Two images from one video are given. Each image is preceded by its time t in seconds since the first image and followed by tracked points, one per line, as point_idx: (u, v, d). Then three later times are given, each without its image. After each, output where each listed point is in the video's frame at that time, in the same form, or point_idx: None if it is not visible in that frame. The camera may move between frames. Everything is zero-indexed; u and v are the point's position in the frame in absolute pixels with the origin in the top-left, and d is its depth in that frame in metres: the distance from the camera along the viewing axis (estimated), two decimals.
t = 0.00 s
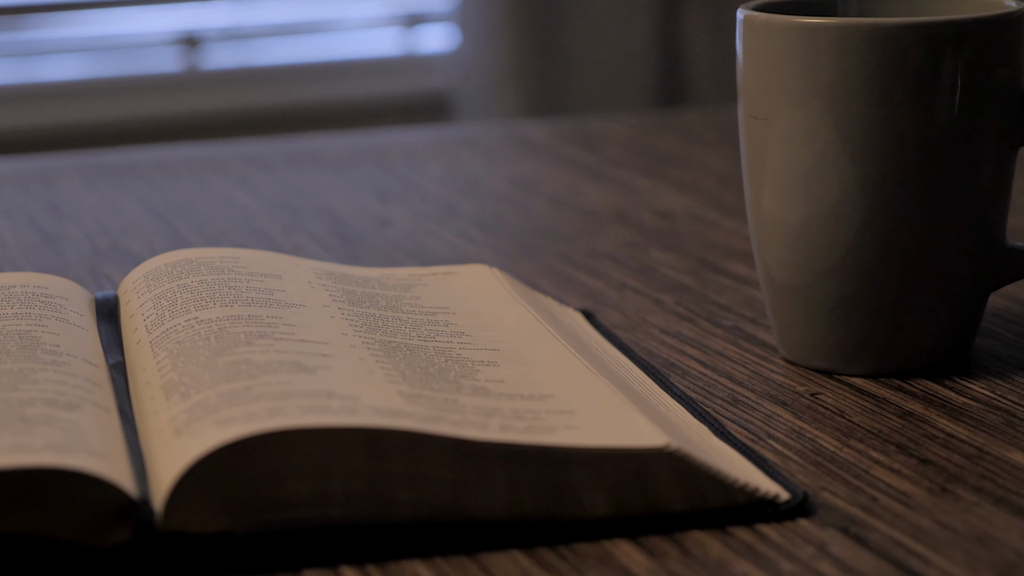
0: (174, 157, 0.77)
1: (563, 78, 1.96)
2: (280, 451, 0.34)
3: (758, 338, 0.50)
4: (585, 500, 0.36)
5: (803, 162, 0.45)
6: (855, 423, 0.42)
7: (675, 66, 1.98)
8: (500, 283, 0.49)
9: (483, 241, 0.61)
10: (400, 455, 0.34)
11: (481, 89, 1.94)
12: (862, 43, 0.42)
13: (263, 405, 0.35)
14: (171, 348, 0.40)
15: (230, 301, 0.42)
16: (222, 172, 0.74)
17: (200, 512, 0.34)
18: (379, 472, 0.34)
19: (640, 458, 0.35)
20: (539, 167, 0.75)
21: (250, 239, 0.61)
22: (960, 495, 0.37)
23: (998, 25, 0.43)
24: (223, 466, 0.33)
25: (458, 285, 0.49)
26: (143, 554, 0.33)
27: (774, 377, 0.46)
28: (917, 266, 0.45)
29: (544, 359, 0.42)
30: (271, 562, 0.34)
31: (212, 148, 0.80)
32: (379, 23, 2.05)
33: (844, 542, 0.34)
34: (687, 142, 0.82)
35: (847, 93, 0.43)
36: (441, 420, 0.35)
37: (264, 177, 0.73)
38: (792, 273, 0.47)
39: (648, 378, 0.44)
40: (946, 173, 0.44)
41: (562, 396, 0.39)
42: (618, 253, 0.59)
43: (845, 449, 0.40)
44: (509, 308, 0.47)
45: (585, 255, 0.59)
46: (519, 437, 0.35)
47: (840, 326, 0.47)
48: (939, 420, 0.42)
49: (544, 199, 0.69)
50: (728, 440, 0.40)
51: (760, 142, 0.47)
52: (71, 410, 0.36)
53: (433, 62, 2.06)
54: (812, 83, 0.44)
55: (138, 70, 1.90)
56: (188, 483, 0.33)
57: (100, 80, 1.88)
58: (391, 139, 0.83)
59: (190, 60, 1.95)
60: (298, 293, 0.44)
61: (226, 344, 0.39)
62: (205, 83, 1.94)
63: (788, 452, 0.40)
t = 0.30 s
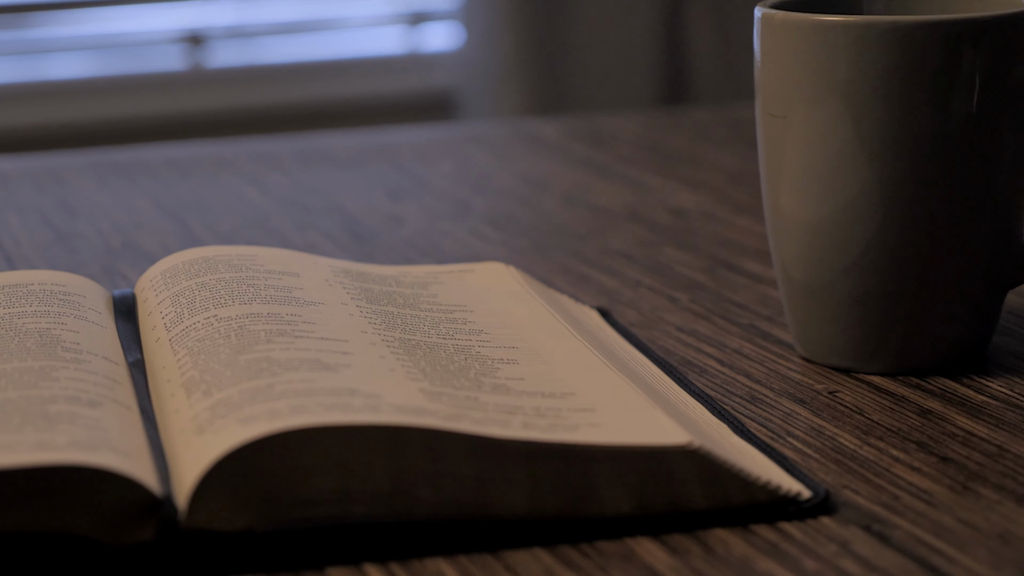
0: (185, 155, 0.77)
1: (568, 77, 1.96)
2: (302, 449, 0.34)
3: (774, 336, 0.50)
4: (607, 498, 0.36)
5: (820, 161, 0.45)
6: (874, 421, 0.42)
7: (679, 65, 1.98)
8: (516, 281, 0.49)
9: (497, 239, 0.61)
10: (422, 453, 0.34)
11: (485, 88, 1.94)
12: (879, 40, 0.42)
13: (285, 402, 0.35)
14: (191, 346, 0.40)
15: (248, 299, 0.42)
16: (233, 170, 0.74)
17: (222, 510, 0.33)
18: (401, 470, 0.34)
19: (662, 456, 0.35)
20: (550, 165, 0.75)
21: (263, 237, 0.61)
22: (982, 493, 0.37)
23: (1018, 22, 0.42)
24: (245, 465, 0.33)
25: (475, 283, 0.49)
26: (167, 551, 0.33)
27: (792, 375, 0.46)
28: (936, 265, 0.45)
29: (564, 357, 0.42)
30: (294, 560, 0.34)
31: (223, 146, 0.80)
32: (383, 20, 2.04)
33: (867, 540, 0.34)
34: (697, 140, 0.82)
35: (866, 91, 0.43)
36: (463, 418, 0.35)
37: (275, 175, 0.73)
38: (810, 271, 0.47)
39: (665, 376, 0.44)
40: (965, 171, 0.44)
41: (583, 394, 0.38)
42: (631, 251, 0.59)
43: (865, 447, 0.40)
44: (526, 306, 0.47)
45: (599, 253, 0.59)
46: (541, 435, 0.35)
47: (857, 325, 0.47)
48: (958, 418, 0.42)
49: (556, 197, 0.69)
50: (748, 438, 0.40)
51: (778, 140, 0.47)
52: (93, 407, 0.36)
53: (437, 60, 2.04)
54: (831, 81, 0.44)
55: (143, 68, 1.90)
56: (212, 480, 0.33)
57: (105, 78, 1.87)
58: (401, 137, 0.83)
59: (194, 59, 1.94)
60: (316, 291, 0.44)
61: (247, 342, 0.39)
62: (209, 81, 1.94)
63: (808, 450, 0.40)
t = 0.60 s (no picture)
0: (196, 153, 0.77)
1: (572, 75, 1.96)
2: (325, 447, 0.33)
3: (791, 334, 0.50)
4: (630, 497, 0.36)
5: (839, 159, 0.45)
6: (895, 419, 0.42)
7: (684, 63, 1.97)
8: (534, 279, 0.49)
9: (510, 238, 0.61)
10: (447, 451, 0.34)
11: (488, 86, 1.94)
12: (898, 39, 0.42)
13: (309, 400, 0.34)
14: (212, 343, 0.40)
15: (268, 297, 0.42)
16: (245, 168, 0.74)
17: (247, 508, 0.33)
18: (425, 468, 0.34)
19: (686, 454, 0.35)
20: (562, 164, 0.75)
21: (276, 235, 0.61)
22: (1005, 491, 0.37)
23: None
24: (269, 462, 0.33)
25: (493, 281, 0.49)
26: (193, 548, 0.33)
27: (810, 373, 0.46)
28: (956, 262, 0.45)
29: (584, 355, 0.42)
30: (318, 558, 0.34)
31: (234, 144, 0.80)
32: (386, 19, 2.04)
33: (891, 538, 0.34)
34: (708, 138, 0.81)
35: (886, 89, 0.43)
36: (487, 416, 0.35)
37: (287, 173, 0.73)
38: (828, 269, 0.47)
39: (684, 375, 0.44)
40: (985, 170, 0.43)
41: (604, 392, 0.38)
42: (646, 249, 0.59)
43: (886, 445, 0.40)
44: (544, 304, 0.47)
45: (614, 251, 0.59)
46: (565, 433, 0.35)
47: (876, 323, 0.47)
48: (978, 417, 0.42)
49: (569, 196, 0.69)
50: (769, 436, 0.39)
51: (796, 138, 0.47)
52: (115, 405, 0.36)
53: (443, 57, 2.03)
54: (850, 79, 0.44)
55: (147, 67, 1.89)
56: (237, 478, 0.33)
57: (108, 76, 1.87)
58: (411, 135, 0.83)
59: (197, 57, 1.93)
60: (334, 289, 0.44)
61: (267, 340, 0.39)
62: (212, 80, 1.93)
63: (829, 448, 0.40)
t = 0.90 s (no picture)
0: (208, 151, 0.77)
1: (577, 73, 1.96)
2: (349, 444, 0.33)
3: (808, 332, 0.50)
4: (653, 495, 0.36)
5: (858, 157, 0.45)
6: (915, 417, 0.42)
7: (689, 61, 1.97)
8: (551, 277, 0.49)
9: (524, 235, 0.61)
10: (471, 449, 0.34)
11: (494, 84, 1.93)
12: (918, 36, 0.42)
13: (332, 397, 0.34)
14: (232, 341, 0.40)
15: (287, 295, 0.42)
16: (257, 166, 0.74)
17: (271, 506, 0.33)
18: (448, 466, 0.34)
19: (709, 451, 0.35)
20: (574, 162, 0.75)
21: (290, 232, 0.61)
22: None
23: None
24: (292, 460, 0.33)
25: (510, 279, 0.49)
26: (217, 546, 0.33)
27: (829, 371, 0.46)
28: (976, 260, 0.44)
29: (604, 353, 0.42)
30: (341, 555, 0.34)
31: (246, 142, 0.80)
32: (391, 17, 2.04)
33: (915, 535, 0.34)
34: (719, 136, 0.81)
35: (905, 87, 0.43)
36: (510, 413, 0.35)
37: (299, 171, 0.73)
38: (846, 266, 0.47)
39: (703, 372, 0.44)
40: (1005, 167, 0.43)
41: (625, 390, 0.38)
42: (660, 247, 0.59)
43: (907, 443, 0.40)
44: (562, 302, 0.47)
45: (629, 249, 0.59)
46: (588, 430, 0.34)
47: (895, 321, 0.46)
48: (998, 414, 0.42)
49: (582, 194, 0.69)
50: (789, 434, 0.39)
51: (815, 136, 0.47)
52: (138, 402, 0.36)
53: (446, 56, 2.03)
54: (869, 77, 0.44)
55: (153, 65, 1.88)
56: (261, 475, 0.33)
57: (114, 74, 1.86)
58: (422, 133, 0.83)
59: (202, 55, 1.93)
60: (353, 287, 0.44)
61: (288, 337, 0.39)
62: (217, 77, 1.92)
63: (850, 446, 0.40)
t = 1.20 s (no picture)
0: (218, 148, 0.77)
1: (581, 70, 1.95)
2: (373, 441, 0.33)
3: (826, 330, 0.50)
4: (676, 492, 0.35)
5: (877, 154, 0.45)
6: (935, 414, 0.42)
7: (692, 59, 1.97)
8: (568, 274, 0.49)
9: (538, 233, 0.61)
10: (494, 447, 0.34)
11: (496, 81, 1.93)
12: (939, 33, 0.42)
13: (356, 394, 0.34)
14: (252, 337, 0.40)
15: (307, 292, 0.42)
16: (268, 163, 0.74)
17: (295, 503, 0.33)
18: (472, 463, 0.34)
19: (733, 448, 0.35)
20: (585, 159, 0.75)
21: (303, 229, 0.61)
22: None
23: None
24: (317, 456, 0.33)
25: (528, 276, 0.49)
26: (242, 543, 0.33)
27: (848, 369, 0.46)
28: (995, 257, 0.44)
29: (624, 350, 0.42)
30: (365, 552, 0.34)
31: (256, 139, 0.80)
32: (394, 15, 2.03)
33: (939, 532, 0.34)
34: (729, 133, 0.81)
35: (924, 84, 0.43)
36: (533, 410, 0.35)
37: (310, 168, 0.73)
38: (864, 264, 0.47)
39: (722, 369, 0.44)
40: None
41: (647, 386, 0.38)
42: (675, 244, 0.60)
43: (928, 441, 0.40)
44: (581, 299, 0.47)
45: (643, 246, 0.59)
46: (612, 427, 0.34)
47: (913, 318, 0.46)
48: (1019, 411, 0.42)
49: (594, 191, 0.69)
50: (811, 431, 0.39)
51: (834, 133, 0.47)
52: (160, 399, 0.36)
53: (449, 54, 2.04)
54: (889, 74, 0.43)
55: (155, 62, 1.88)
56: (286, 472, 0.32)
57: (117, 72, 1.85)
58: (432, 130, 0.83)
59: (205, 52, 1.92)
60: (371, 284, 0.44)
61: (309, 334, 0.39)
62: (218, 74, 1.91)
63: (871, 443, 0.40)
